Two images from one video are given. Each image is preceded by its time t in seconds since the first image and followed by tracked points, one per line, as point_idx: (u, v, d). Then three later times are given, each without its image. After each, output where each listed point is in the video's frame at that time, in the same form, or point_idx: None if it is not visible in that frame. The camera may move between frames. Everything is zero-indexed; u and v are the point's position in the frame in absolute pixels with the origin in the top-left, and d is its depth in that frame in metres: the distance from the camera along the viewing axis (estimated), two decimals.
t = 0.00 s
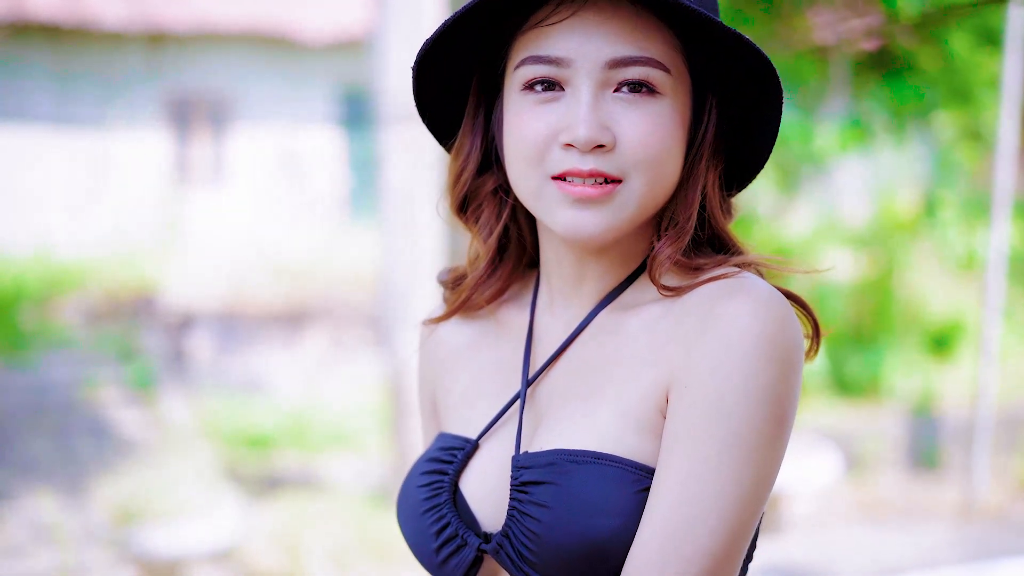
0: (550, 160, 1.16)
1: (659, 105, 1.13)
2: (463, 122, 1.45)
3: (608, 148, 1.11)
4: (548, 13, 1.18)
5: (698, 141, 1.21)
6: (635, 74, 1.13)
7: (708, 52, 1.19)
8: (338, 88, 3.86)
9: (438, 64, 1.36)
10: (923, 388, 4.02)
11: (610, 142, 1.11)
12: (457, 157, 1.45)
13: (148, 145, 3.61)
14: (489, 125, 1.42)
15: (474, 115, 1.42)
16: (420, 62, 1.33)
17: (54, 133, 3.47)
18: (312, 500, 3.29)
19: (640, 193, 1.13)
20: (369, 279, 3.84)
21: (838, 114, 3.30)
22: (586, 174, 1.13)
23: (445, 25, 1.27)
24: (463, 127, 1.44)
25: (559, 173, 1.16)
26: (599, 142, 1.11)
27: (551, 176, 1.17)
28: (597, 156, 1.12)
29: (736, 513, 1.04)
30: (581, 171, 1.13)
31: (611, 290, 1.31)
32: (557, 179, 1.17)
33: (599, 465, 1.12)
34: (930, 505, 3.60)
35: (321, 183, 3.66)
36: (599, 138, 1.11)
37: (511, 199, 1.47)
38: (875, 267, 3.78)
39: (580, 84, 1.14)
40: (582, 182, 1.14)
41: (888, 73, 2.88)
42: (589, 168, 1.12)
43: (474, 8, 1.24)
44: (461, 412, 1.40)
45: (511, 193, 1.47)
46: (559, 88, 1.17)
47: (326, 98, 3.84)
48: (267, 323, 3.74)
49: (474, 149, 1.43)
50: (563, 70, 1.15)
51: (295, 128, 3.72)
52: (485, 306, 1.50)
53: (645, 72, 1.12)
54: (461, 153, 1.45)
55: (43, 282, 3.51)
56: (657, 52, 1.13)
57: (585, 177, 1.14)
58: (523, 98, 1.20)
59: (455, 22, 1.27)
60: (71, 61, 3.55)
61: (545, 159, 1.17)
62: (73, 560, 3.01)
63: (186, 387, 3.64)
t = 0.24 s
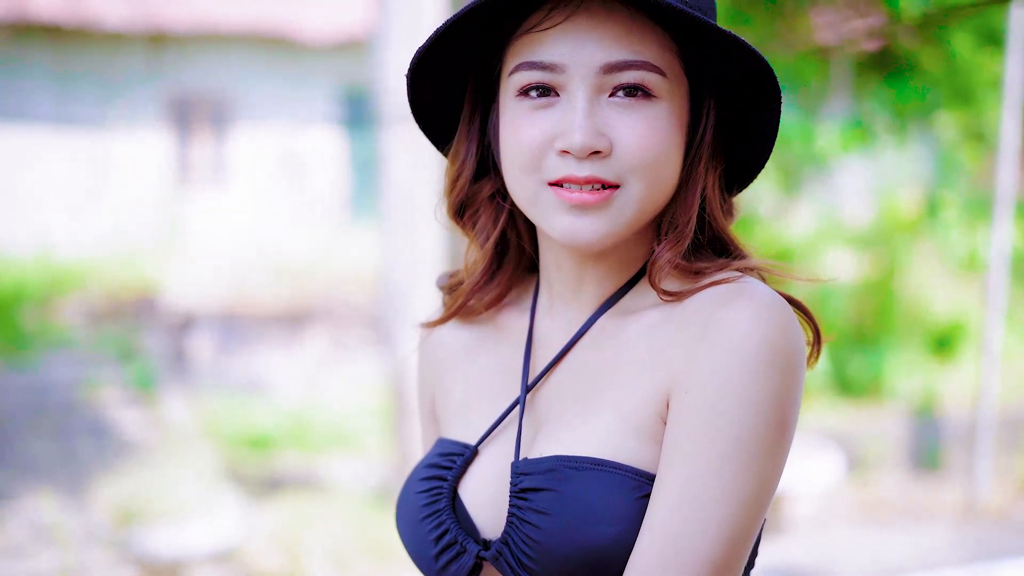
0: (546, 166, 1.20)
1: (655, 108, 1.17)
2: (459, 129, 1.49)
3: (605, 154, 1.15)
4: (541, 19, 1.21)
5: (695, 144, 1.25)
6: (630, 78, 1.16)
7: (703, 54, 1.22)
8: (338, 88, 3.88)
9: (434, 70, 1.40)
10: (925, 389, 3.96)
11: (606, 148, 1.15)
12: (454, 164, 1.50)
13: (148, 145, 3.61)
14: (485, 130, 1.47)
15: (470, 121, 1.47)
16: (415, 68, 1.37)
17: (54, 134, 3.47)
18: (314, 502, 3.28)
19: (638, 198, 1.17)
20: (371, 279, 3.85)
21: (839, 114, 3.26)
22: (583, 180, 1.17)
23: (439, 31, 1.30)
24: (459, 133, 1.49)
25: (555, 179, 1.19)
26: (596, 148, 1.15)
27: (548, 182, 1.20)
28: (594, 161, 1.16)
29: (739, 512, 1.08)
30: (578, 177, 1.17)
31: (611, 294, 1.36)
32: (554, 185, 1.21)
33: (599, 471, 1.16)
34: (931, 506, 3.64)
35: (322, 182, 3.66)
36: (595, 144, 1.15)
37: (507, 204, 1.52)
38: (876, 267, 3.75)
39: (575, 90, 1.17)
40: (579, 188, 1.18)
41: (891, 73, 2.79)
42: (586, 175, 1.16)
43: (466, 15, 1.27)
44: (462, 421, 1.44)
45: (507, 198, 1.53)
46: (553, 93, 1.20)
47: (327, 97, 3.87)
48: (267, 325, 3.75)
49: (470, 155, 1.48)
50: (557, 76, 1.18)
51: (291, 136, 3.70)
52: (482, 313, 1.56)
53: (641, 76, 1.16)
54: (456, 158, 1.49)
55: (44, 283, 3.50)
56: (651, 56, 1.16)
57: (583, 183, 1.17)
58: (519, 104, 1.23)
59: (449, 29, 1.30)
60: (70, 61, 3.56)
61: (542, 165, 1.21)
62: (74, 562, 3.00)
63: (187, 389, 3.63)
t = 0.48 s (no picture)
0: (542, 172, 1.22)
1: (650, 109, 1.18)
2: (455, 134, 1.51)
3: (600, 158, 1.16)
4: (533, 24, 1.22)
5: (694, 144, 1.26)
6: (624, 80, 1.17)
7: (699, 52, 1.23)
8: (338, 88, 3.78)
9: (428, 77, 1.42)
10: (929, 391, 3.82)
11: (601, 152, 1.16)
12: (451, 166, 1.52)
13: (149, 146, 3.59)
14: (481, 133, 1.49)
15: (466, 126, 1.49)
16: (408, 76, 1.39)
17: (54, 134, 3.46)
18: (314, 501, 3.41)
19: (635, 201, 1.18)
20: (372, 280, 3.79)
21: (841, 113, 3.26)
22: (579, 185, 1.18)
23: (428, 39, 1.31)
24: (455, 138, 1.50)
25: (551, 185, 1.21)
26: (591, 153, 1.16)
27: (544, 187, 1.22)
28: (589, 166, 1.17)
29: (742, 512, 1.08)
30: (573, 182, 1.18)
31: (613, 296, 1.37)
32: (550, 191, 1.22)
33: (598, 475, 1.17)
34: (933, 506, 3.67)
35: (324, 182, 3.69)
36: (591, 148, 1.16)
37: (505, 208, 1.54)
38: (877, 269, 3.65)
39: (568, 94, 1.18)
40: (576, 193, 1.19)
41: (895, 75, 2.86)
42: (582, 179, 1.17)
43: (454, 23, 1.28)
44: (462, 421, 1.44)
45: (506, 203, 1.55)
46: (547, 97, 1.22)
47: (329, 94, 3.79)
48: (268, 325, 3.73)
49: (468, 158, 1.50)
50: (550, 80, 1.20)
51: (293, 135, 3.71)
52: (482, 317, 1.56)
53: (634, 77, 1.17)
54: (454, 163, 1.52)
55: (45, 286, 3.44)
56: (644, 58, 1.17)
57: (579, 188, 1.19)
58: (513, 109, 1.25)
59: (439, 37, 1.32)
60: (72, 60, 3.49)
61: (537, 172, 1.22)
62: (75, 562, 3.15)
63: (188, 390, 3.62)
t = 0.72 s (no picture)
0: (537, 175, 1.24)
1: (644, 108, 1.19)
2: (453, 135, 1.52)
3: (594, 159, 1.18)
4: (525, 25, 1.23)
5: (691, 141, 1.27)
6: (618, 79, 1.19)
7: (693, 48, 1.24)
8: (342, 88, 3.70)
9: (423, 80, 1.43)
10: (931, 390, 3.75)
11: (595, 153, 1.18)
12: (450, 166, 1.53)
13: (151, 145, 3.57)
14: (479, 134, 1.50)
15: (463, 128, 1.50)
16: (402, 81, 1.40)
17: (54, 133, 3.45)
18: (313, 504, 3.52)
19: (632, 202, 1.20)
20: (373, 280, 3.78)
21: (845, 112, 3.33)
22: (575, 187, 1.20)
23: (420, 44, 1.32)
24: (453, 139, 1.51)
25: (547, 187, 1.23)
26: (586, 154, 1.18)
27: (541, 190, 1.24)
28: (584, 167, 1.19)
29: (745, 513, 1.08)
30: (569, 185, 1.20)
31: (613, 297, 1.37)
32: (547, 193, 1.24)
33: (598, 477, 1.17)
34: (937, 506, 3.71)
35: (328, 182, 3.72)
36: (585, 150, 1.18)
37: (505, 212, 1.54)
38: (879, 269, 3.60)
39: (562, 96, 1.20)
40: (572, 195, 1.21)
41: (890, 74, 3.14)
42: (577, 182, 1.19)
43: (445, 28, 1.29)
44: (463, 421, 1.43)
45: (505, 206, 1.55)
46: (541, 99, 1.24)
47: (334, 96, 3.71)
48: (271, 326, 3.74)
49: (466, 159, 1.51)
50: (543, 82, 1.22)
51: (297, 134, 3.70)
52: (483, 319, 1.56)
53: (627, 77, 1.18)
54: (453, 165, 1.53)
55: (46, 286, 3.42)
56: (637, 57, 1.19)
57: (574, 191, 1.21)
58: (508, 111, 1.27)
59: (431, 42, 1.33)
60: (73, 59, 3.45)
61: (532, 174, 1.24)
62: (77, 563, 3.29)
63: (190, 391, 3.58)
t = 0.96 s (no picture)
0: (535, 175, 1.24)
1: (641, 106, 1.19)
2: (452, 136, 1.51)
3: (591, 159, 1.18)
4: (519, 26, 1.23)
5: (690, 138, 1.27)
6: (613, 77, 1.18)
7: (688, 45, 1.23)
8: (343, 88, 3.71)
9: (419, 82, 1.43)
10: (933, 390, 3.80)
11: (592, 153, 1.17)
12: (449, 166, 1.52)
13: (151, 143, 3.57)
14: (478, 134, 1.49)
15: (461, 129, 1.49)
16: (398, 84, 1.40)
17: (54, 133, 3.45)
18: (314, 506, 3.40)
19: (631, 201, 1.19)
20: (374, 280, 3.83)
21: (846, 113, 3.31)
22: (573, 188, 1.20)
23: (414, 47, 1.32)
24: (452, 140, 1.50)
25: (545, 188, 1.22)
26: (582, 154, 1.17)
27: (538, 190, 1.24)
28: (581, 167, 1.18)
29: (751, 515, 1.07)
30: (566, 186, 1.20)
31: (615, 296, 1.36)
32: (545, 194, 1.24)
33: (602, 478, 1.16)
34: (937, 508, 3.64)
35: (328, 183, 3.71)
36: (581, 150, 1.17)
37: (505, 213, 1.54)
38: (881, 270, 3.64)
39: (557, 96, 1.20)
40: (570, 196, 1.21)
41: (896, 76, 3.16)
42: (575, 182, 1.19)
43: (438, 30, 1.29)
44: (464, 422, 1.43)
45: (505, 206, 1.54)
46: (537, 99, 1.23)
47: (334, 95, 3.72)
48: (272, 326, 3.75)
49: (465, 159, 1.50)
50: (538, 82, 1.21)
51: (298, 134, 3.70)
52: (485, 319, 1.56)
53: (622, 75, 1.18)
54: (452, 166, 1.52)
55: (48, 285, 3.43)
56: (632, 55, 1.18)
57: (572, 191, 1.20)
58: (504, 112, 1.27)
59: (425, 44, 1.33)
60: (73, 59, 3.46)
61: (530, 175, 1.24)
62: (78, 563, 3.14)
63: (192, 391, 3.59)
